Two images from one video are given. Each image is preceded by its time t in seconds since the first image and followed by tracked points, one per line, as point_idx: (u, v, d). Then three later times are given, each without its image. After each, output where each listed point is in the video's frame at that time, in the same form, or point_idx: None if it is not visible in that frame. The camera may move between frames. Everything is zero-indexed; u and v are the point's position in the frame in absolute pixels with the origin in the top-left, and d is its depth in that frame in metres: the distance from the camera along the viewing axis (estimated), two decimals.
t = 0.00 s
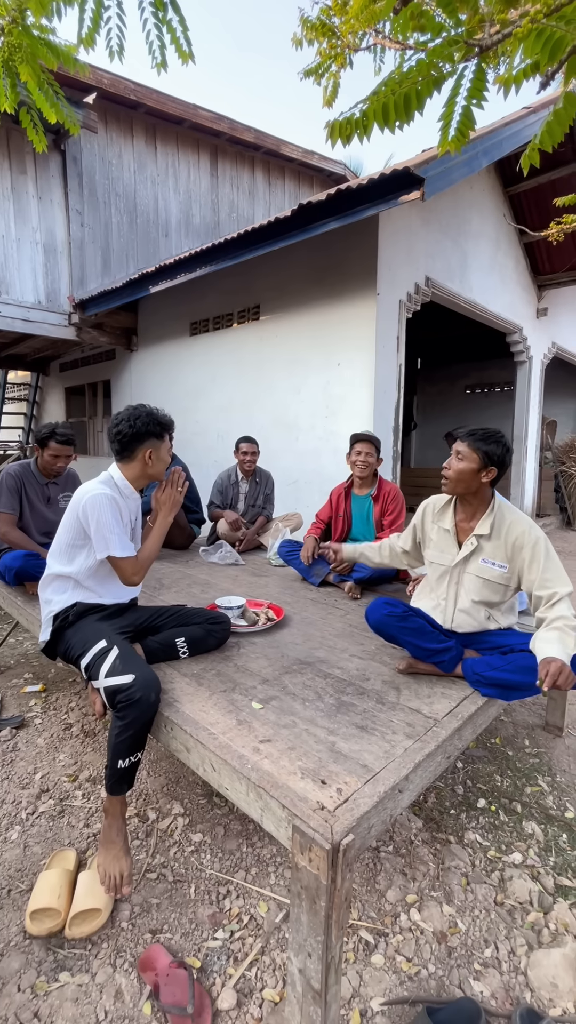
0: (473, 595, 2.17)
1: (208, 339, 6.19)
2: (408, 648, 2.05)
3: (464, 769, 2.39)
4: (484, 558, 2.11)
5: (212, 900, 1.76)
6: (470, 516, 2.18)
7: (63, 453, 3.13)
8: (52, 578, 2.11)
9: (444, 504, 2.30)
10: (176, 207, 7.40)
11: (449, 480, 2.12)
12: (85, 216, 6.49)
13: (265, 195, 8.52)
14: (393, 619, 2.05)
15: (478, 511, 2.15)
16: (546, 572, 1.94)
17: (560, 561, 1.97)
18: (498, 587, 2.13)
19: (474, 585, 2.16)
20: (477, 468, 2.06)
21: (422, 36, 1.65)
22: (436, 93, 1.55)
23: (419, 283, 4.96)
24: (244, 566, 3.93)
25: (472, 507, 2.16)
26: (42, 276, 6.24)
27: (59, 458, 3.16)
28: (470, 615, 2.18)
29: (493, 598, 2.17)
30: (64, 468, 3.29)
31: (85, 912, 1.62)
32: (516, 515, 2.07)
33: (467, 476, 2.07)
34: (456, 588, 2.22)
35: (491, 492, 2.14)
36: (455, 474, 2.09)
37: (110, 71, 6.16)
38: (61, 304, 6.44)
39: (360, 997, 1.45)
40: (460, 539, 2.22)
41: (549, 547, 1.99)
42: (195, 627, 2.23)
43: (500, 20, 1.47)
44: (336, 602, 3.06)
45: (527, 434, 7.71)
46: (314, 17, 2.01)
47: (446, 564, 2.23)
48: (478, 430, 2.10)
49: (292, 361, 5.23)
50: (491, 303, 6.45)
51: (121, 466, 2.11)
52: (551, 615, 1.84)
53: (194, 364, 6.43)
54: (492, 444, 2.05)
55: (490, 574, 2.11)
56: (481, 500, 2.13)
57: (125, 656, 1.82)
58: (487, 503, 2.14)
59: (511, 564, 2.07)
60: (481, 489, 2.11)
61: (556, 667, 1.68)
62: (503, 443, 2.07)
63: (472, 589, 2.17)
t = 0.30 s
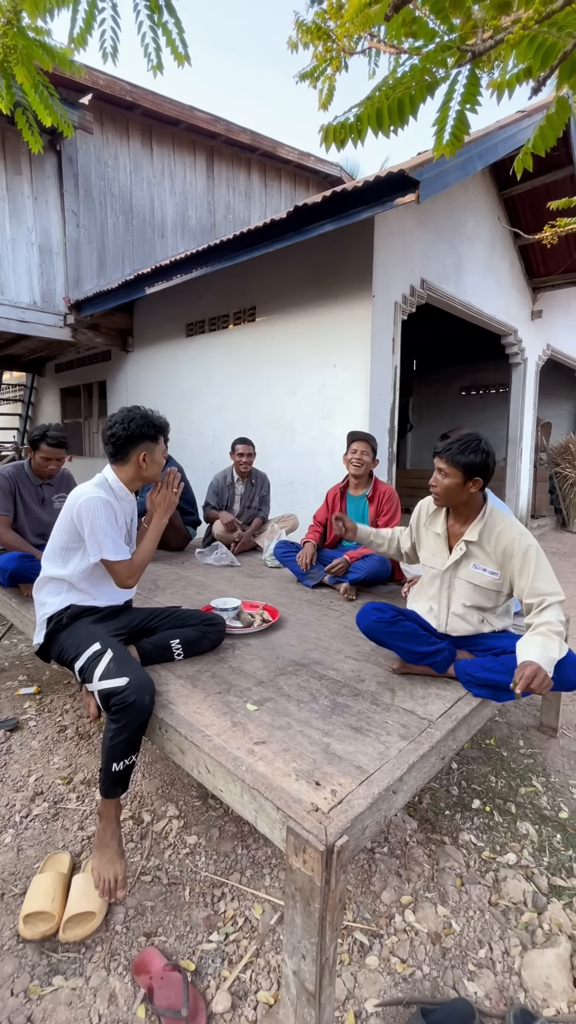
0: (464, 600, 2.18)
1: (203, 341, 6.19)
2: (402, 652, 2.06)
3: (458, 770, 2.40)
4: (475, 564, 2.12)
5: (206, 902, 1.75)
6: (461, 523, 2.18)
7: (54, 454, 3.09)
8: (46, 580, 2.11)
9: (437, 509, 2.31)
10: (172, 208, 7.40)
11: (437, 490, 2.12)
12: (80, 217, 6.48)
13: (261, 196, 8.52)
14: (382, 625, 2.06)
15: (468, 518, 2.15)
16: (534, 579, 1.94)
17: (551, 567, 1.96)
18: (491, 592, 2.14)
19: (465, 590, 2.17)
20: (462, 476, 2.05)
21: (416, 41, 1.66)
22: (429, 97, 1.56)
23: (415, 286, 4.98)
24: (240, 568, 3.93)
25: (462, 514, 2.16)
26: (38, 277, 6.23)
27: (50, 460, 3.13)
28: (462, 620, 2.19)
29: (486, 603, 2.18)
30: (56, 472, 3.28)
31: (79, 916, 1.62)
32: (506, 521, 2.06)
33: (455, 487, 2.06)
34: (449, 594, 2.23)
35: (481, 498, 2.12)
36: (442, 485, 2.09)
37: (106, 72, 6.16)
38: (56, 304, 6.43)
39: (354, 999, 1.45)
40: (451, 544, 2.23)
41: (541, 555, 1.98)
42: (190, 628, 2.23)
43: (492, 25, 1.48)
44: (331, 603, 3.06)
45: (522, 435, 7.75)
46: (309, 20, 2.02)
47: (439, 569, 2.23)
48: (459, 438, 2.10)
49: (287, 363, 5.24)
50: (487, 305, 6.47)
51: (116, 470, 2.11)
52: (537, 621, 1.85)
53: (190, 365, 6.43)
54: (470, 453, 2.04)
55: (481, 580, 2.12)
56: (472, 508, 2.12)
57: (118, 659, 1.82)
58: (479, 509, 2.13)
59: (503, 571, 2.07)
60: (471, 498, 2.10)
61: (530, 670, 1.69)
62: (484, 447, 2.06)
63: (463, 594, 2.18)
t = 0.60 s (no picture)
0: (468, 605, 2.16)
1: (201, 342, 6.20)
2: (400, 658, 2.06)
3: (456, 770, 2.40)
4: (481, 567, 2.11)
5: (204, 904, 1.76)
6: (463, 526, 2.17)
7: (33, 455, 3.12)
8: (44, 581, 2.11)
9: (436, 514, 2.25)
10: (169, 210, 7.40)
11: (437, 494, 2.12)
12: (77, 218, 6.48)
13: (258, 198, 8.53)
14: (382, 632, 2.06)
15: (471, 521, 2.15)
16: (534, 580, 1.96)
17: (550, 568, 1.99)
18: (494, 594, 2.14)
19: (471, 594, 2.16)
20: (463, 477, 2.05)
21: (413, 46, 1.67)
22: (426, 103, 1.57)
23: (412, 288, 4.99)
24: (238, 569, 3.93)
25: (464, 517, 2.15)
26: (35, 278, 6.22)
27: (29, 461, 3.14)
28: (464, 624, 2.18)
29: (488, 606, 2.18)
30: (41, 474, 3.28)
31: (76, 918, 1.61)
32: (509, 522, 2.07)
33: (456, 488, 2.07)
34: (453, 598, 2.22)
35: (481, 499, 2.14)
36: (442, 488, 2.09)
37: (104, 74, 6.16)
38: (53, 306, 6.42)
39: (352, 1000, 1.45)
40: (457, 549, 2.19)
41: (541, 555, 2.01)
42: (188, 630, 2.23)
43: (488, 32, 1.50)
44: (328, 605, 3.07)
45: (518, 437, 7.77)
46: (306, 24, 2.02)
47: (443, 574, 2.22)
48: (455, 441, 2.11)
49: (285, 364, 5.25)
50: (483, 307, 6.50)
51: (114, 471, 2.11)
52: (538, 623, 1.87)
53: (187, 366, 6.42)
54: (469, 454, 2.05)
55: (487, 583, 2.11)
56: (473, 510, 2.12)
57: (117, 660, 1.82)
58: (481, 511, 2.14)
59: (505, 573, 2.09)
60: (471, 500, 2.10)
61: (540, 674, 1.70)
62: (482, 448, 2.07)
63: (468, 598, 2.16)
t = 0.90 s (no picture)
0: (468, 608, 2.16)
1: (199, 343, 6.20)
2: (397, 659, 2.06)
3: (453, 770, 2.41)
4: (479, 569, 2.11)
5: (202, 905, 1.76)
6: (460, 526, 2.18)
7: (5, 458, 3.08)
8: (41, 582, 2.11)
9: (434, 515, 2.26)
10: (167, 211, 7.41)
11: (436, 493, 2.12)
12: (75, 219, 6.48)
13: (256, 200, 8.54)
14: (380, 635, 2.07)
15: (468, 523, 2.16)
16: (531, 582, 1.97)
17: (547, 571, 2.00)
18: (492, 596, 2.14)
19: (470, 597, 2.16)
20: (463, 477, 2.06)
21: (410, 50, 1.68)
22: (423, 106, 1.57)
23: (409, 289, 5.01)
24: (236, 570, 3.93)
25: (461, 517, 2.15)
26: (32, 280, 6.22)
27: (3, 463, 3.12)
28: (464, 626, 2.18)
29: (486, 608, 2.18)
30: (22, 472, 3.26)
31: (75, 918, 1.61)
32: (507, 523, 2.09)
33: (455, 488, 2.08)
34: (451, 600, 2.22)
35: (479, 499, 2.15)
36: (441, 487, 2.10)
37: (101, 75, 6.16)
38: (51, 306, 6.42)
39: (350, 1000, 1.45)
40: (454, 550, 2.20)
41: (538, 558, 2.02)
42: (186, 631, 2.23)
43: (485, 36, 1.51)
44: (326, 606, 3.07)
45: (515, 438, 7.79)
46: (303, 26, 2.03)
47: (441, 576, 2.22)
48: (455, 440, 2.13)
49: (282, 365, 5.25)
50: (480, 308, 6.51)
51: (109, 471, 2.11)
52: (533, 627, 1.88)
53: (185, 367, 6.43)
54: (469, 453, 2.07)
55: (485, 585, 2.12)
56: (470, 511, 2.13)
57: (115, 661, 1.82)
58: (478, 512, 2.15)
59: (503, 575, 2.10)
60: (469, 500, 2.11)
61: (535, 683, 1.70)
62: (482, 448, 2.09)
63: (466, 600, 2.17)
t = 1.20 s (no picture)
0: (466, 607, 2.17)
1: (197, 344, 6.20)
2: (396, 659, 2.07)
3: (452, 771, 2.41)
4: (476, 568, 2.12)
5: (202, 906, 1.76)
6: (458, 526, 2.18)
7: None
8: (39, 582, 2.12)
9: (432, 514, 2.27)
10: (165, 212, 7.42)
11: (434, 491, 2.13)
12: (74, 220, 6.48)
13: (255, 201, 8.55)
14: (379, 635, 2.08)
15: (466, 521, 2.16)
16: (528, 582, 1.98)
17: (544, 570, 2.01)
18: (490, 595, 2.15)
19: (468, 596, 2.16)
20: (460, 475, 2.07)
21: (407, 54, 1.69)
22: (421, 110, 1.58)
23: (407, 290, 5.02)
24: (235, 571, 3.94)
25: (459, 516, 2.16)
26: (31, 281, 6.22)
27: None
28: (462, 625, 2.19)
29: (484, 607, 2.18)
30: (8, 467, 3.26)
31: (74, 919, 1.62)
32: (504, 522, 2.09)
33: (453, 487, 2.08)
34: (449, 599, 2.23)
35: (477, 498, 2.15)
36: (439, 485, 2.10)
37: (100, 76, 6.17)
38: (49, 308, 6.42)
39: (350, 1000, 1.45)
40: (451, 549, 2.21)
41: (535, 557, 2.03)
42: (185, 632, 2.24)
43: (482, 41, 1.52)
44: (325, 607, 3.07)
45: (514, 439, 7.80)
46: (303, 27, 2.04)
47: (439, 574, 2.22)
48: (453, 439, 2.14)
49: (281, 366, 5.26)
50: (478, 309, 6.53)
51: (106, 471, 2.12)
52: (529, 626, 1.89)
53: (183, 368, 6.43)
54: (467, 451, 2.09)
55: (482, 584, 2.12)
56: (468, 510, 2.13)
57: (114, 662, 1.82)
58: (475, 511, 2.15)
59: (500, 574, 2.10)
60: (467, 499, 2.11)
61: (531, 683, 1.70)
62: (479, 447, 2.10)
63: (464, 599, 2.17)
